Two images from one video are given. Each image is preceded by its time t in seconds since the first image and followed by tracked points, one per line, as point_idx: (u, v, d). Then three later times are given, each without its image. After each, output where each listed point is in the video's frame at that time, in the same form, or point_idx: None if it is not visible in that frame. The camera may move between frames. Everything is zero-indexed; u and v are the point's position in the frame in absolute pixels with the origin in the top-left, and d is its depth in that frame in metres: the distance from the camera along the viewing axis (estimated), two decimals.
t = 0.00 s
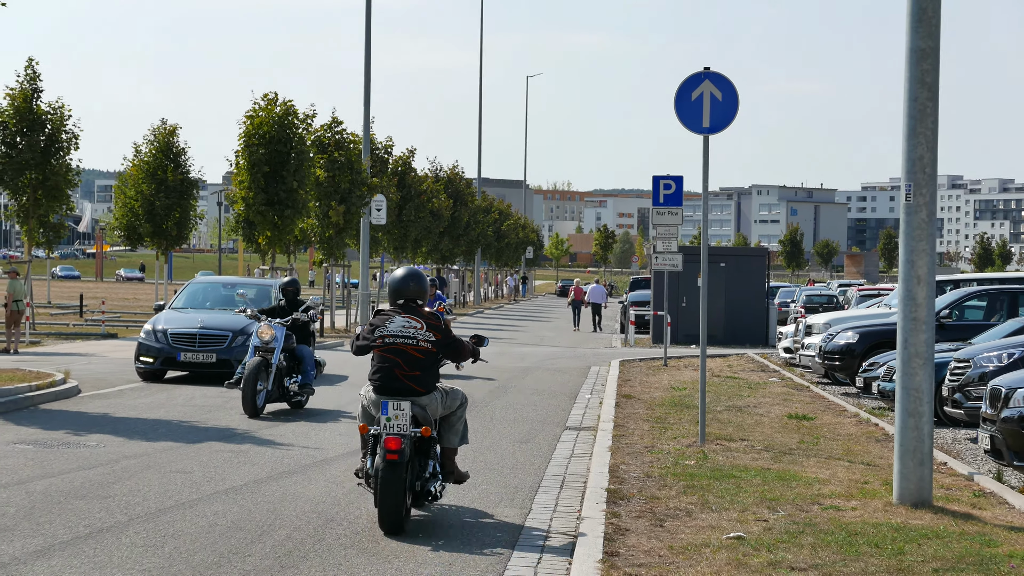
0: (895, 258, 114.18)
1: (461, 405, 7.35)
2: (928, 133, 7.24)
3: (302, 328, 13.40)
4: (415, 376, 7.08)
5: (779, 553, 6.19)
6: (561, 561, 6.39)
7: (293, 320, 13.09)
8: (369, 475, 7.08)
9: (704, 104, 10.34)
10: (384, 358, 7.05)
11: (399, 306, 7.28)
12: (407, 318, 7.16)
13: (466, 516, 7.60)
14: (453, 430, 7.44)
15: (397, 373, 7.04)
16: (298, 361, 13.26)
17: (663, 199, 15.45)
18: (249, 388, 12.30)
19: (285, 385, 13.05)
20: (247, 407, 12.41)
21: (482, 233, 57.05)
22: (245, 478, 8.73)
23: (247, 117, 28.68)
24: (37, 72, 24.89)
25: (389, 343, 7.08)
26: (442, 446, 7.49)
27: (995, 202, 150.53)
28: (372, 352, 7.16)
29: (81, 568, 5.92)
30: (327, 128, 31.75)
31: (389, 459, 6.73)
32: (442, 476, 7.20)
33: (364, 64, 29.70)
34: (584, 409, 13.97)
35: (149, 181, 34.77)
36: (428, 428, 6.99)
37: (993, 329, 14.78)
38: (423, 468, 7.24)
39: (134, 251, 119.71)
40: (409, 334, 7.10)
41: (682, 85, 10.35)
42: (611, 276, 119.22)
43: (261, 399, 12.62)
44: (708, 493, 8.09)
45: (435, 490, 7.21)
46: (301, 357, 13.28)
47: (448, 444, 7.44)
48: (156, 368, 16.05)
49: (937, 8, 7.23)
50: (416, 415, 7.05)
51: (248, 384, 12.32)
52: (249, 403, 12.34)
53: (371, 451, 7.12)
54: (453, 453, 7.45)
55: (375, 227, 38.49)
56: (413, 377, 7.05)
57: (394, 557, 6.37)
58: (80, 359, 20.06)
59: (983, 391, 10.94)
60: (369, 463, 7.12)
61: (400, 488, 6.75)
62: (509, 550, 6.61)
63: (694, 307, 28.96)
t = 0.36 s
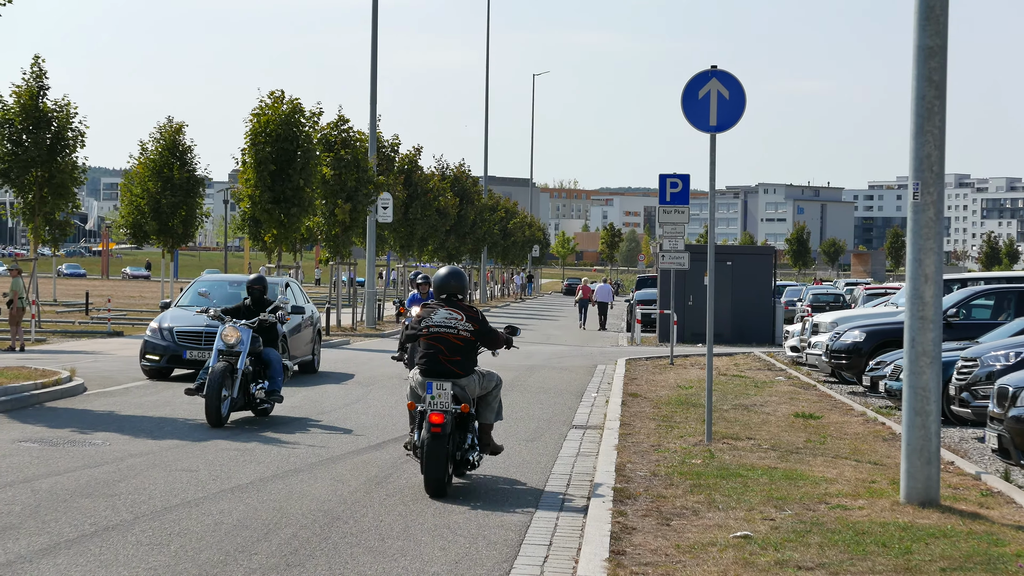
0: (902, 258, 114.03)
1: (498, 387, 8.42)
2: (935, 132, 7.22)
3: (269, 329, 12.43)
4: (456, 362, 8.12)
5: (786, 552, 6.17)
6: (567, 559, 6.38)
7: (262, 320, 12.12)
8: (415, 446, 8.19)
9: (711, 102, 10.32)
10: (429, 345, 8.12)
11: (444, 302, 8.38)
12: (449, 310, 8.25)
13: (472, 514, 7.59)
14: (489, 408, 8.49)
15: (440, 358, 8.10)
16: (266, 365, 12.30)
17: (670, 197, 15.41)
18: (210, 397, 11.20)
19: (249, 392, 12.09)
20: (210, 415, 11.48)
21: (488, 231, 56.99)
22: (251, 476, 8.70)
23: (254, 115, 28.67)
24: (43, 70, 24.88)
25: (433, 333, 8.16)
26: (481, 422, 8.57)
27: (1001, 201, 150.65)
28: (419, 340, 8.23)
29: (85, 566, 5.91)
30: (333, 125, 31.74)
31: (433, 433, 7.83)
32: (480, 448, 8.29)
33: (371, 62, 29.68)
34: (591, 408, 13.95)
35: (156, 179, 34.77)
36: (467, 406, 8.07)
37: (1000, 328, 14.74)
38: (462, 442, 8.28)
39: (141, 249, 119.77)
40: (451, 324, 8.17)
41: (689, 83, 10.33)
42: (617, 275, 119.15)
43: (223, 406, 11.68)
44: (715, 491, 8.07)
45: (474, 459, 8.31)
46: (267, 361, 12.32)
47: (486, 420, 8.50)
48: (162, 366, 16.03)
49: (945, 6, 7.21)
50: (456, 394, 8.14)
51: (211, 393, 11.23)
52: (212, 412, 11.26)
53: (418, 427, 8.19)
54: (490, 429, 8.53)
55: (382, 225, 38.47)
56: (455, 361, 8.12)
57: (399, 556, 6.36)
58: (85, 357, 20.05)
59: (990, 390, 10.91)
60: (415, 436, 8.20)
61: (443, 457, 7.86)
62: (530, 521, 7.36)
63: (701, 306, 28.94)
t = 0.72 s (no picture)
0: (904, 257, 113.97)
1: (523, 373, 9.64)
2: (936, 131, 7.22)
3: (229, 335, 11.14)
4: (486, 351, 9.36)
5: (787, 550, 6.17)
6: (568, 559, 6.39)
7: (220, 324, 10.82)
8: (452, 426, 9.41)
9: (712, 102, 10.33)
10: (463, 337, 9.36)
11: (474, 298, 9.62)
12: (480, 306, 9.48)
13: (473, 514, 7.60)
14: (516, 392, 9.72)
15: (472, 348, 9.33)
16: (224, 373, 11.04)
17: (672, 196, 15.42)
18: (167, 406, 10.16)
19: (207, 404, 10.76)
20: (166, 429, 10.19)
21: (489, 231, 57.04)
22: (253, 477, 8.71)
23: (255, 115, 28.67)
24: (43, 70, 24.89)
25: (466, 326, 9.40)
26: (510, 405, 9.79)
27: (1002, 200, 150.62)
28: (454, 332, 9.47)
29: (87, 566, 5.93)
30: (334, 125, 31.76)
31: (467, 412, 9.05)
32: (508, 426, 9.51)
33: (372, 62, 29.69)
34: (592, 407, 13.96)
35: (157, 179, 34.79)
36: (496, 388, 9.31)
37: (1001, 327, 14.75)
38: (493, 421, 9.53)
39: (142, 249, 119.84)
40: (481, 318, 9.40)
41: (690, 82, 10.33)
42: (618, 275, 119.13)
43: (180, 420, 10.45)
44: (716, 491, 8.08)
45: (503, 436, 9.55)
46: (226, 370, 11.02)
47: (513, 403, 9.71)
48: (163, 366, 16.04)
49: (946, 5, 7.21)
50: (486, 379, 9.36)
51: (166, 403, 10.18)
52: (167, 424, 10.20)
53: (454, 409, 9.43)
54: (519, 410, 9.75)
55: (383, 225, 38.48)
56: (485, 350, 9.34)
57: (400, 555, 6.37)
58: (87, 358, 20.06)
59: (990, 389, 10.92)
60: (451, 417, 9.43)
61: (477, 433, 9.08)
62: (531, 522, 7.37)
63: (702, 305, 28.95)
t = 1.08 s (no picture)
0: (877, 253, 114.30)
1: (515, 361, 10.73)
2: (909, 128, 7.23)
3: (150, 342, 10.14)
4: (481, 342, 10.46)
5: (759, 548, 6.17)
6: (541, 557, 6.37)
7: (140, 329, 9.84)
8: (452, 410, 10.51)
9: (685, 100, 10.32)
10: (461, 330, 10.45)
11: (470, 294, 10.71)
12: (475, 302, 10.57)
13: (445, 513, 7.57)
14: (510, 378, 10.83)
15: (469, 340, 10.43)
16: (147, 385, 10.01)
17: (644, 194, 15.42)
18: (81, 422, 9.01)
19: (129, 418, 9.73)
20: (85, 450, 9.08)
21: (463, 230, 56.95)
22: (223, 478, 8.67)
23: (227, 115, 28.56)
24: (13, 70, 24.74)
25: (463, 320, 10.49)
26: (504, 390, 10.89)
27: (973, 196, 151.21)
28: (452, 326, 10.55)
29: (57, 569, 5.88)
30: (307, 124, 31.67)
31: (466, 397, 10.14)
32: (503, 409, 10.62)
33: (344, 61, 29.62)
34: (565, 405, 13.96)
35: (129, 180, 34.66)
36: (492, 374, 10.39)
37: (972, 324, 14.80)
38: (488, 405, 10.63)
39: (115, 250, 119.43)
40: (477, 312, 10.48)
41: (663, 80, 10.32)
42: (592, 273, 119.15)
43: (99, 439, 9.32)
44: (688, 488, 8.08)
45: (499, 417, 10.66)
46: (148, 380, 10.02)
47: (507, 387, 10.82)
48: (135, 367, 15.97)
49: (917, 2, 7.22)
50: (482, 366, 10.45)
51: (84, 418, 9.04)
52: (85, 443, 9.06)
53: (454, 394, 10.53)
54: (512, 394, 10.86)
55: (356, 224, 38.41)
56: (480, 341, 10.44)
57: (372, 555, 6.36)
58: (58, 359, 19.98)
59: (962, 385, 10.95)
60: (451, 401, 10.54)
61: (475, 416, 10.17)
62: (503, 520, 7.36)
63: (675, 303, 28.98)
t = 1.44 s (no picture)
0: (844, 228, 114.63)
1: (497, 332, 11.76)
2: (873, 104, 7.25)
3: (59, 335, 9.05)
4: (467, 316, 11.50)
5: (731, 523, 6.20)
6: (513, 536, 6.38)
7: (46, 320, 8.76)
8: (443, 379, 11.55)
9: (651, 78, 10.32)
10: (449, 306, 11.46)
11: (454, 272, 11.71)
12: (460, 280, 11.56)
13: (418, 493, 7.58)
14: (494, 346, 11.87)
15: (456, 315, 11.46)
16: (57, 384, 8.91)
17: (612, 173, 15.42)
18: None
19: (38, 421, 8.62)
20: None
21: (431, 210, 56.92)
22: (194, 460, 8.66)
23: (193, 97, 28.42)
24: None
25: (449, 296, 11.49)
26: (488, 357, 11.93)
27: (939, 170, 151.81)
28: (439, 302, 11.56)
29: (28, 554, 5.87)
30: (273, 106, 31.55)
31: (458, 367, 11.17)
32: (490, 375, 11.66)
33: (309, 42, 29.52)
34: (536, 384, 13.98)
35: (95, 163, 34.49)
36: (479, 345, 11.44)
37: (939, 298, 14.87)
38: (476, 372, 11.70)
39: (81, 235, 118.82)
40: (463, 290, 11.49)
41: (628, 59, 10.33)
42: (561, 252, 119.15)
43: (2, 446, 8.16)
44: (660, 465, 8.10)
45: (486, 383, 11.70)
46: (58, 378, 8.91)
47: (492, 355, 11.87)
48: (106, 351, 15.90)
49: None
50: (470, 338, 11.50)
51: None
52: None
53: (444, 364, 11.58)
54: (495, 361, 11.89)
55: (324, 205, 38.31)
56: (466, 316, 11.48)
57: (345, 536, 6.36)
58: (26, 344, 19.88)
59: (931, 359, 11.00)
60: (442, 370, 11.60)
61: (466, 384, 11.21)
62: (476, 499, 7.37)
63: (644, 281, 29.02)
